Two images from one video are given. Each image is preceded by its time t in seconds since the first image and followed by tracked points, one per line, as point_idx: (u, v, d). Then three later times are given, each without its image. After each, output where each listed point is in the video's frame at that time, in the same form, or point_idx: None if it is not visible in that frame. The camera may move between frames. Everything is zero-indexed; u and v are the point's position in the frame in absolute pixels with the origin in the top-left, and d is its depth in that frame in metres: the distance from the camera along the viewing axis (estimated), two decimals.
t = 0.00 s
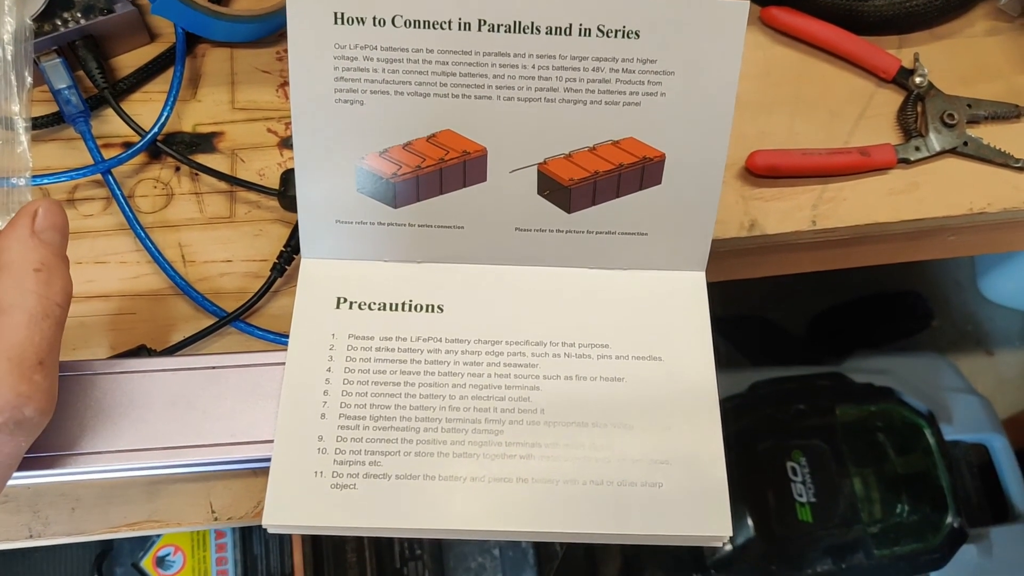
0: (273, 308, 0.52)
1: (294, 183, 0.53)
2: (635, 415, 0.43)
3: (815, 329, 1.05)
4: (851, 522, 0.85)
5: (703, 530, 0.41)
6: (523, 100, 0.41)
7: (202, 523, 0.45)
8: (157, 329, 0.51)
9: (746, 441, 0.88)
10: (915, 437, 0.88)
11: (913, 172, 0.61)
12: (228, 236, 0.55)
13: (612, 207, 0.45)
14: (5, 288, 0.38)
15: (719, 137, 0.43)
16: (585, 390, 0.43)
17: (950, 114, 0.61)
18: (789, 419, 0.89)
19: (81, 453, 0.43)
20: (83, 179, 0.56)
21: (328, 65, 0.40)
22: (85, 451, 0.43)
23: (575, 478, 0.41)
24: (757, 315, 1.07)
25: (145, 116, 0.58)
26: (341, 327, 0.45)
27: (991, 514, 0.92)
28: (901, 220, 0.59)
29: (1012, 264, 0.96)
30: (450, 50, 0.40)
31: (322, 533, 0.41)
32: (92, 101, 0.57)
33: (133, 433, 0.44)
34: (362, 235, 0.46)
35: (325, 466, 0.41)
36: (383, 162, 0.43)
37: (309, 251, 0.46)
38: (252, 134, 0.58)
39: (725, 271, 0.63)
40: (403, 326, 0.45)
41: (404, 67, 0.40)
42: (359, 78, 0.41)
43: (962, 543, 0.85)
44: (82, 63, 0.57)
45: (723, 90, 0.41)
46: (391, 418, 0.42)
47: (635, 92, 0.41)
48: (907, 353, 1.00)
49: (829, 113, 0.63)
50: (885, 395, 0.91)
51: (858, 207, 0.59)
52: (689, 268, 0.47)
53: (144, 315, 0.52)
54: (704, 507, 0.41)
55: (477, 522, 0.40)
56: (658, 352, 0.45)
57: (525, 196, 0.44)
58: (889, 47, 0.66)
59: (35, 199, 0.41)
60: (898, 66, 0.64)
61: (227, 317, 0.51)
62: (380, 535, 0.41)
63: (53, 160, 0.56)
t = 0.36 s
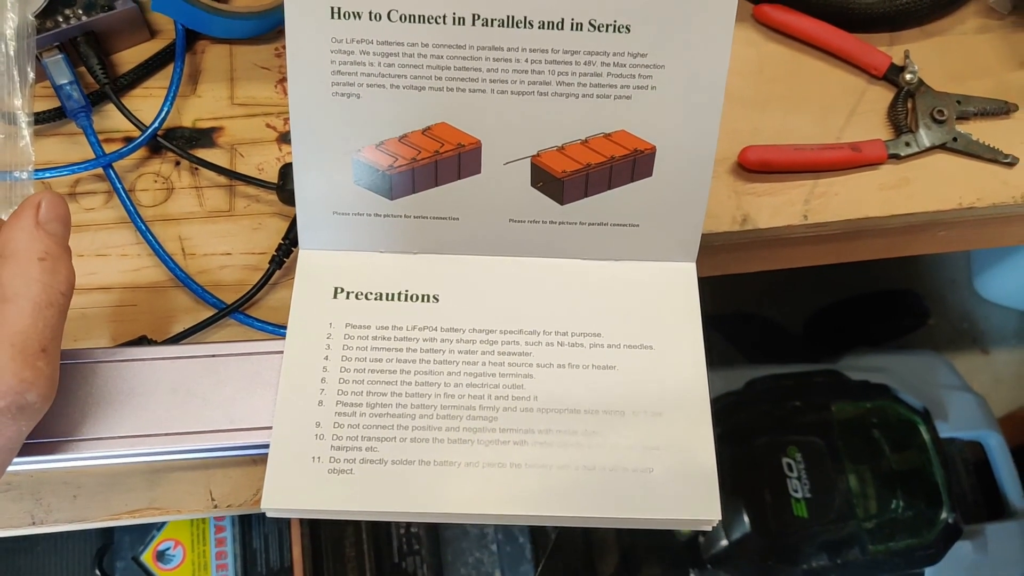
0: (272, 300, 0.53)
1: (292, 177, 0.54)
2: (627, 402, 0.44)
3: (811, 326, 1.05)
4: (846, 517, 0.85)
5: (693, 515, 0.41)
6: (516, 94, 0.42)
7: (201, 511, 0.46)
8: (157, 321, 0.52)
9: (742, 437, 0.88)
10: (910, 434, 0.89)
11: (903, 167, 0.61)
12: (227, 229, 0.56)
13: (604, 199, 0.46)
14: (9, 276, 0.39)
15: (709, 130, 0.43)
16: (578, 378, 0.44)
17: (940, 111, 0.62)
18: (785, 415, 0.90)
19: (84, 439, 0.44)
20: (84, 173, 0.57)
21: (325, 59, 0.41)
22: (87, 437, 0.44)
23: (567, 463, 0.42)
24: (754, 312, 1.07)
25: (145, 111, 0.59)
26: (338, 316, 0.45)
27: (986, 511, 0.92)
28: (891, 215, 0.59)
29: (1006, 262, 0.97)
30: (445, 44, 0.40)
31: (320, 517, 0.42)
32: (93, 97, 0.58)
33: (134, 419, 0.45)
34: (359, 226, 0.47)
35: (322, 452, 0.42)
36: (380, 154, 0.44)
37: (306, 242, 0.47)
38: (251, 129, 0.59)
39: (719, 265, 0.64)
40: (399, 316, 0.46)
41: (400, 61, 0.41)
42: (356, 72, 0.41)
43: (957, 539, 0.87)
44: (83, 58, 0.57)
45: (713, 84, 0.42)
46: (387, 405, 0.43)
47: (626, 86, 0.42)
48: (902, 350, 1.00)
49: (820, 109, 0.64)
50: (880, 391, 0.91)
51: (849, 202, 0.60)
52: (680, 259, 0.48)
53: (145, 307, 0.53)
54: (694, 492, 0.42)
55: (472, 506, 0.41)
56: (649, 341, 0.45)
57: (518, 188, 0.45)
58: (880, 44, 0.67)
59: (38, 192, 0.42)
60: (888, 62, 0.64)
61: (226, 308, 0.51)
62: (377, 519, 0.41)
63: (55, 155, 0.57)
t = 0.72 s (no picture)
0: (272, 318, 0.54)
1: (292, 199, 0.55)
2: (616, 416, 0.45)
3: (804, 347, 1.07)
4: (842, 537, 0.85)
5: (680, 526, 0.42)
6: (508, 119, 0.44)
7: (202, 525, 0.47)
8: (160, 338, 0.54)
9: (735, 456, 0.89)
10: (903, 455, 0.89)
11: (887, 190, 0.63)
12: (229, 249, 0.57)
13: (595, 220, 0.47)
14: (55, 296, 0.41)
15: (696, 154, 0.45)
16: (568, 393, 0.45)
17: (922, 135, 0.64)
18: (778, 435, 0.90)
19: (90, 451, 0.46)
20: (91, 196, 0.58)
21: (325, 85, 0.43)
22: (93, 450, 0.46)
23: (557, 476, 0.43)
24: (747, 333, 1.09)
25: (151, 135, 0.60)
26: (337, 333, 0.47)
27: (981, 532, 0.93)
28: (875, 236, 0.61)
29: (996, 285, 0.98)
30: (439, 71, 0.42)
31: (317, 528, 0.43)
32: (100, 122, 0.60)
33: (138, 433, 0.46)
34: (357, 246, 0.48)
35: (320, 465, 0.43)
36: (377, 177, 0.45)
37: (306, 262, 0.49)
38: (253, 153, 0.60)
39: (710, 285, 0.66)
40: (395, 332, 0.47)
41: (397, 88, 0.43)
42: (354, 98, 0.43)
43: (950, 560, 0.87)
44: (91, 85, 0.59)
45: (698, 109, 0.44)
46: (383, 419, 0.44)
47: (614, 111, 0.44)
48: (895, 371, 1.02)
49: (806, 133, 0.66)
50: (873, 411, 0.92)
51: (835, 224, 0.62)
52: (668, 278, 0.50)
53: (148, 325, 0.54)
54: (681, 503, 0.43)
55: (465, 517, 0.42)
56: (638, 357, 0.47)
57: (511, 210, 0.47)
58: (864, 71, 0.69)
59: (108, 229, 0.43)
60: (872, 89, 0.66)
61: (228, 326, 0.53)
62: (373, 530, 0.42)
63: (63, 178, 0.59)
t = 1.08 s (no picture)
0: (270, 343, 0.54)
1: (288, 224, 0.56)
2: (614, 438, 0.45)
3: (803, 361, 1.07)
4: (845, 552, 0.85)
5: (680, 548, 0.42)
6: (503, 143, 0.44)
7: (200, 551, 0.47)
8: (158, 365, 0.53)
9: (736, 473, 0.89)
10: (904, 469, 0.89)
11: (883, 207, 0.63)
12: (227, 275, 0.57)
13: (591, 241, 0.47)
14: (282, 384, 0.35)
15: (691, 175, 0.45)
16: (566, 415, 0.45)
17: (916, 151, 0.64)
18: (780, 452, 0.90)
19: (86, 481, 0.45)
20: (88, 223, 0.58)
21: (319, 112, 0.43)
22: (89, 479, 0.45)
23: (555, 499, 0.43)
24: (746, 349, 1.10)
25: (147, 161, 0.61)
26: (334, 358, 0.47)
27: (986, 546, 0.93)
28: (871, 252, 0.61)
29: (995, 299, 0.98)
30: (433, 96, 0.43)
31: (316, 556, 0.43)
32: (96, 149, 0.60)
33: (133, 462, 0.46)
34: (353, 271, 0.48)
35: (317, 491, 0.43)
36: (372, 202, 0.46)
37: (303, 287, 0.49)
38: (249, 179, 0.61)
39: (708, 303, 0.65)
40: (392, 356, 0.47)
41: (391, 113, 0.43)
42: (349, 123, 0.43)
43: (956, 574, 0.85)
44: (88, 112, 0.60)
45: (692, 130, 0.44)
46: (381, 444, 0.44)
47: (607, 133, 0.44)
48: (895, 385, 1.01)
49: (801, 151, 0.66)
50: (877, 425, 0.90)
51: (831, 241, 0.62)
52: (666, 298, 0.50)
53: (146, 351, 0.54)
54: (681, 524, 0.43)
55: (463, 542, 0.42)
56: (635, 378, 0.47)
57: (508, 233, 0.47)
58: (857, 88, 0.70)
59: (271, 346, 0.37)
60: (865, 106, 0.67)
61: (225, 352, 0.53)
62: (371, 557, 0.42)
63: (61, 205, 0.59)
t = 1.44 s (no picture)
0: (262, 351, 0.54)
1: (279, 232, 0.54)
2: (608, 441, 0.44)
3: (804, 358, 1.06)
4: (848, 550, 0.85)
5: (675, 551, 0.42)
6: (491, 146, 0.44)
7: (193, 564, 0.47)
8: (149, 376, 0.53)
9: (736, 472, 0.88)
10: (908, 465, 0.88)
11: (876, 203, 0.63)
12: (217, 283, 0.57)
13: (582, 244, 0.47)
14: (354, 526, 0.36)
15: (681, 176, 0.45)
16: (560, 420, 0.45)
17: (909, 146, 0.64)
18: (779, 450, 0.89)
19: (80, 494, 0.46)
20: (77, 234, 0.58)
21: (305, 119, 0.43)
22: (83, 493, 0.46)
23: (550, 505, 0.42)
24: (747, 346, 1.09)
25: (136, 171, 0.60)
26: (324, 366, 0.46)
27: (988, 539, 0.91)
28: (865, 249, 0.61)
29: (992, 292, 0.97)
30: (419, 101, 0.42)
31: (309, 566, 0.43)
32: (85, 160, 0.60)
33: (127, 474, 0.46)
34: (342, 278, 0.48)
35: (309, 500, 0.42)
36: (360, 208, 0.45)
37: (293, 295, 0.48)
38: (239, 186, 0.60)
39: (703, 303, 0.65)
40: (384, 364, 0.47)
41: (378, 119, 0.43)
42: (335, 130, 0.43)
43: (959, 569, 0.85)
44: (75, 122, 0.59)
45: (680, 131, 0.44)
46: (374, 452, 0.44)
47: (596, 136, 0.44)
48: (894, 381, 1.01)
49: (793, 148, 0.66)
50: (877, 423, 0.91)
51: (825, 238, 0.61)
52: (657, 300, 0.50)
53: (137, 362, 0.54)
54: (677, 527, 0.42)
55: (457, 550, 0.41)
56: (629, 381, 0.46)
57: (497, 236, 0.47)
58: (848, 84, 0.69)
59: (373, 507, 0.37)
60: (857, 101, 0.66)
61: (217, 361, 0.52)
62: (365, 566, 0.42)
63: (49, 216, 0.58)
